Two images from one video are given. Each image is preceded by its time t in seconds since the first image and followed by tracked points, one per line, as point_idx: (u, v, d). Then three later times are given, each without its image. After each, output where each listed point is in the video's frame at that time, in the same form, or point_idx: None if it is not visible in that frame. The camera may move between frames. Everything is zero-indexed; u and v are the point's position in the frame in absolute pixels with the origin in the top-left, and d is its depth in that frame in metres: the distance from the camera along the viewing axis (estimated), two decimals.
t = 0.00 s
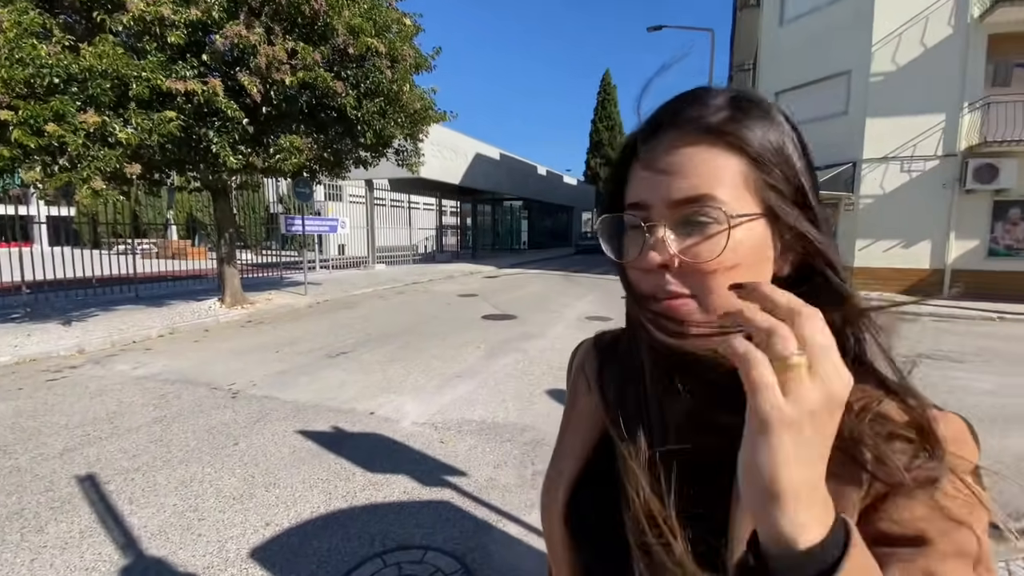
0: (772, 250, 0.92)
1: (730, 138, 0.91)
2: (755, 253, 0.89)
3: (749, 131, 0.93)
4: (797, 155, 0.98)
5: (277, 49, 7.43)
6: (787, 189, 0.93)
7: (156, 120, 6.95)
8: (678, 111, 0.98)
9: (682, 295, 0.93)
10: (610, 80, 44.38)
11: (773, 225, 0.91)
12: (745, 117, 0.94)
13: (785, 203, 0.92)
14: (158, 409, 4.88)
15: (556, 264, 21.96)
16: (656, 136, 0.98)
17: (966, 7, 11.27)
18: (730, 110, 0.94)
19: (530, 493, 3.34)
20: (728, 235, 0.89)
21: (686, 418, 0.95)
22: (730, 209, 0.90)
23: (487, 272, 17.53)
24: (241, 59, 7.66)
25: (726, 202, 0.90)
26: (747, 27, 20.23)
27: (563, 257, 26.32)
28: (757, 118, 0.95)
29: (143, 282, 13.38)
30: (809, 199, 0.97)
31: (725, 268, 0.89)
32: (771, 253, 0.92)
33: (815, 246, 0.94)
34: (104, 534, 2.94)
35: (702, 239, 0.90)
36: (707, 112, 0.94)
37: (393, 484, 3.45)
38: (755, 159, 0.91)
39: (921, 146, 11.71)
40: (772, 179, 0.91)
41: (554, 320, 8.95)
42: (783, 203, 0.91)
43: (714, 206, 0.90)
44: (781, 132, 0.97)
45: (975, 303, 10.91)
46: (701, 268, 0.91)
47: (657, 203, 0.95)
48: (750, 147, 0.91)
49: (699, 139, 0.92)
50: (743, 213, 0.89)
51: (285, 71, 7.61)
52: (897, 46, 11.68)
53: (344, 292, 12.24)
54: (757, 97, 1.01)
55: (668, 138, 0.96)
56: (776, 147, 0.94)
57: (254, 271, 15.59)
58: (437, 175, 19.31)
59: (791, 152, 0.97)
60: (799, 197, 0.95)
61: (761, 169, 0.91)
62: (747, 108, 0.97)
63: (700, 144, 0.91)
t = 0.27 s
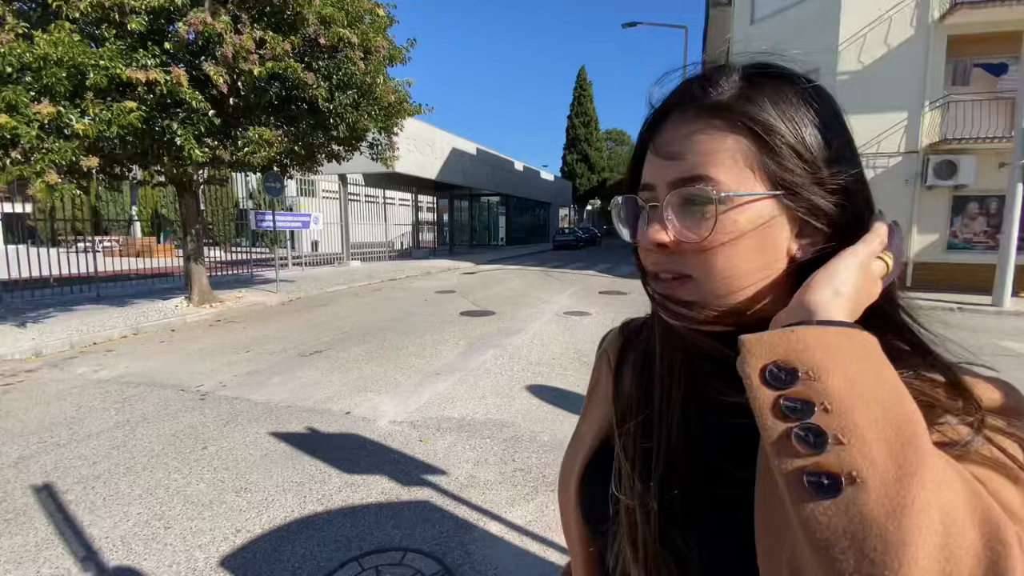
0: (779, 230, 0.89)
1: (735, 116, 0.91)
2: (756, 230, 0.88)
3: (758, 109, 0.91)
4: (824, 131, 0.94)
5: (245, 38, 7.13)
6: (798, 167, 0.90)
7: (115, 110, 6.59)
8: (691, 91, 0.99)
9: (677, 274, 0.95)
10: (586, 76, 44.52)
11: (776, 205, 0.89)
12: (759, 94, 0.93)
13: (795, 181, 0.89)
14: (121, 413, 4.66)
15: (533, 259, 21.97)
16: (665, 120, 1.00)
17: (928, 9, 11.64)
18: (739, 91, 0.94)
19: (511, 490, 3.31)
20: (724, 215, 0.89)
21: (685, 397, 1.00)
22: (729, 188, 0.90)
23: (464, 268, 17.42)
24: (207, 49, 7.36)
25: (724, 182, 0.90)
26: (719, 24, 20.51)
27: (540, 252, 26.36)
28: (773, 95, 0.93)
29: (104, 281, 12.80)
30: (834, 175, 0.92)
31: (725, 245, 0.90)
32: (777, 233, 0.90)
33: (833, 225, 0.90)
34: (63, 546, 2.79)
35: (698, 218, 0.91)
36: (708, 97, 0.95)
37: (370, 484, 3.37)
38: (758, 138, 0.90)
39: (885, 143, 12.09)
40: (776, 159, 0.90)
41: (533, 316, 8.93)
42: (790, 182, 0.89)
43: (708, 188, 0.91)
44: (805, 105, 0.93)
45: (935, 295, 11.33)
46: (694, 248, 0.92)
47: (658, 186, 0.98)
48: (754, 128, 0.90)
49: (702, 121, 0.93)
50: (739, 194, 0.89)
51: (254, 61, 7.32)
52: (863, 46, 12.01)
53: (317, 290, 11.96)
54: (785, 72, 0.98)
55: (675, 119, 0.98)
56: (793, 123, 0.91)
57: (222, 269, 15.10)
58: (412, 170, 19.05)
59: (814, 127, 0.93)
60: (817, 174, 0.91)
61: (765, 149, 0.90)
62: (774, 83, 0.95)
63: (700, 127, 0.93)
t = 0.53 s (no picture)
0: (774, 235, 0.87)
1: (731, 126, 0.90)
2: (752, 234, 0.87)
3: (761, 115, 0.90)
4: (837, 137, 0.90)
5: (215, 31, 6.90)
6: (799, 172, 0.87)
7: (77, 105, 6.30)
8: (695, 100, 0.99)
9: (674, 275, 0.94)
10: (562, 74, 44.67)
11: (772, 210, 0.87)
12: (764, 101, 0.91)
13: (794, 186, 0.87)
14: (87, 421, 4.46)
15: (512, 258, 21.97)
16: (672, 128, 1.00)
17: (893, 12, 12.00)
18: (744, 99, 0.93)
19: (495, 490, 3.28)
20: (717, 219, 0.88)
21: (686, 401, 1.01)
22: (728, 193, 0.89)
23: (443, 267, 17.29)
24: (174, 41, 7.09)
25: (719, 186, 0.89)
26: (693, 24, 20.79)
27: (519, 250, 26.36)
28: (779, 102, 0.91)
29: (67, 283, 12.28)
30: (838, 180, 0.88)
31: (717, 247, 0.88)
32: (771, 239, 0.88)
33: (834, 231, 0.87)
34: (24, 562, 2.64)
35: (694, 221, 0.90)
36: (714, 106, 0.94)
37: (351, 488, 3.29)
38: (758, 143, 0.88)
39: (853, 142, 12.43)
40: (774, 166, 0.87)
41: (513, 314, 8.91)
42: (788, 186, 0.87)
43: (702, 195, 0.90)
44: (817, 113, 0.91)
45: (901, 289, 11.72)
46: (685, 253, 0.91)
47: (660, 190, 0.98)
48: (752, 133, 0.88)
49: (702, 128, 0.93)
50: (733, 199, 0.88)
51: (224, 54, 7.08)
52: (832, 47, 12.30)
53: (293, 290, 11.71)
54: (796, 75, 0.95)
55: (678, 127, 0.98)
56: (801, 130, 0.89)
57: (193, 269, 14.65)
58: (389, 168, 18.80)
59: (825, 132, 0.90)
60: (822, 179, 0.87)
61: (763, 154, 0.88)
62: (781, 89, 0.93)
63: (703, 133, 0.92)
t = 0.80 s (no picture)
0: (801, 233, 0.93)
1: (768, 130, 0.95)
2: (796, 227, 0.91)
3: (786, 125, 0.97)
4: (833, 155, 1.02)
5: (187, 27, 6.73)
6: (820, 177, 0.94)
7: (42, 101, 6.07)
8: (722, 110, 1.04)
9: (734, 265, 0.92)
10: (541, 75, 44.82)
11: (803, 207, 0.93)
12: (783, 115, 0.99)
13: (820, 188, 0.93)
14: (55, 429, 4.30)
15: (492, 258, 21.95)
16: (701, 127, 1.02)
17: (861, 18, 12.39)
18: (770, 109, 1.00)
19: (480, 491, 3.28)
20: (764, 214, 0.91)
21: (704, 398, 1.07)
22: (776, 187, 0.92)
23: (423, 267, 17.19)
24: (143, 37, 6.88)
25: (765, 182, 0.92)
26: (669, 27, 21.11)
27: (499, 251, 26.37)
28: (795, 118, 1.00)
29: (30, 286, 11.81)
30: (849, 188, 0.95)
31: (760, 242, 0.91)
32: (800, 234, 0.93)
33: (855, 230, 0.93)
34: None
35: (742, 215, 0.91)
36: (738, 113, 0.99)
37: (333, 493, 3.25)
38: (791, 149, 0.95)
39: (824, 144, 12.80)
40: (801, 171, 0.94)
41: (495, 315, 8.92)
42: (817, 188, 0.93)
43: (760, 185, 0.92)
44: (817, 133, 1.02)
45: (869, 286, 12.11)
46: (753, 241, 0.91)
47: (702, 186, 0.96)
48: (786, 138, 0.95)
49: (741, 129, 0.96)
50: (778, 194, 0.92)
51: (196, 51, 6.91)
52: (803, 52, 12.60)
53: (269, 292, 11.49)
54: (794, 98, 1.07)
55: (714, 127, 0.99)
56: (812, 142, 0.98)
57: (164, 271, 14.24)
58: (367, 167, 18.61)
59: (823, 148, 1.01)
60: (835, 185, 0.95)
61: (794, 158, 0.94)
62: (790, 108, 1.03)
63: (741, 134, 0.95)
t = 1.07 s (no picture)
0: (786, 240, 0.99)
1: (757, 147, 1.01)
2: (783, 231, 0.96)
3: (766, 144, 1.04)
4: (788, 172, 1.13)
5: (163, 24, 6.58)
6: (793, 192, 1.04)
7: (11, 99, 5.87)
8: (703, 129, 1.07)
9: (741, 270, 0.92)
10: (523, 76, 44.94)
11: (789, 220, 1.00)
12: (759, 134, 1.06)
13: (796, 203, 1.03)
14: (25, 437, 4.16)
15: (475, 259, 21.92)
16: (692, 145, 1.03)
17: (835, 25, 12.71)
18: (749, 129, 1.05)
19: (466, 493, 3.28)
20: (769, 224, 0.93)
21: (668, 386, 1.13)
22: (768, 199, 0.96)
23: (405, 269, 17.08)
24: (118, 34, 6.72)
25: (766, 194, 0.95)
26: (650, 31, 21.36)
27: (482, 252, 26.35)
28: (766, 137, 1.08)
29: None
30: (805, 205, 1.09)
31: (767, 249, 0.93)
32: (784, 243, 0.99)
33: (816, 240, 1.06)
34: None
35: (753, 223, 0.92)
36: (723, 132, 1.03)
37: (317, 498, 3.22)
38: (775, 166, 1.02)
39: (799, 147, 13.11)
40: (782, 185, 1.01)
41: (479, 316, 8.91)
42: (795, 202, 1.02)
43: (759, 196, 0.94)
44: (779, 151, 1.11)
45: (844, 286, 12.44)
46: (760, 246, 0.92)
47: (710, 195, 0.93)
48: (770, 155, 1.01)
49: (733, 147, 0.99)
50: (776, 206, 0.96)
51: (172, 48, 6.76)
52: (779, 57, 12.90)
53: (248, 294, 11.29)
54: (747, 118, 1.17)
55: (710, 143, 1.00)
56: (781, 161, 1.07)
57: (138, 274, 13.88)
58: (349, 168, 18.41)
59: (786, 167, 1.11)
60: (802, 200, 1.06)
61: (778, 173, 1.01)
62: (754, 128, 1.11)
63: (733, 148, 0.98)
